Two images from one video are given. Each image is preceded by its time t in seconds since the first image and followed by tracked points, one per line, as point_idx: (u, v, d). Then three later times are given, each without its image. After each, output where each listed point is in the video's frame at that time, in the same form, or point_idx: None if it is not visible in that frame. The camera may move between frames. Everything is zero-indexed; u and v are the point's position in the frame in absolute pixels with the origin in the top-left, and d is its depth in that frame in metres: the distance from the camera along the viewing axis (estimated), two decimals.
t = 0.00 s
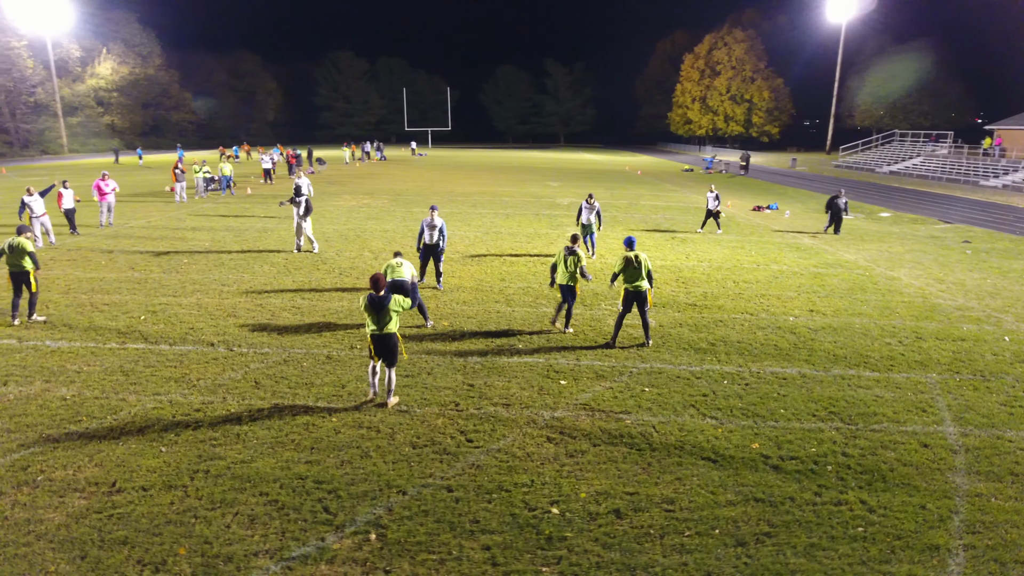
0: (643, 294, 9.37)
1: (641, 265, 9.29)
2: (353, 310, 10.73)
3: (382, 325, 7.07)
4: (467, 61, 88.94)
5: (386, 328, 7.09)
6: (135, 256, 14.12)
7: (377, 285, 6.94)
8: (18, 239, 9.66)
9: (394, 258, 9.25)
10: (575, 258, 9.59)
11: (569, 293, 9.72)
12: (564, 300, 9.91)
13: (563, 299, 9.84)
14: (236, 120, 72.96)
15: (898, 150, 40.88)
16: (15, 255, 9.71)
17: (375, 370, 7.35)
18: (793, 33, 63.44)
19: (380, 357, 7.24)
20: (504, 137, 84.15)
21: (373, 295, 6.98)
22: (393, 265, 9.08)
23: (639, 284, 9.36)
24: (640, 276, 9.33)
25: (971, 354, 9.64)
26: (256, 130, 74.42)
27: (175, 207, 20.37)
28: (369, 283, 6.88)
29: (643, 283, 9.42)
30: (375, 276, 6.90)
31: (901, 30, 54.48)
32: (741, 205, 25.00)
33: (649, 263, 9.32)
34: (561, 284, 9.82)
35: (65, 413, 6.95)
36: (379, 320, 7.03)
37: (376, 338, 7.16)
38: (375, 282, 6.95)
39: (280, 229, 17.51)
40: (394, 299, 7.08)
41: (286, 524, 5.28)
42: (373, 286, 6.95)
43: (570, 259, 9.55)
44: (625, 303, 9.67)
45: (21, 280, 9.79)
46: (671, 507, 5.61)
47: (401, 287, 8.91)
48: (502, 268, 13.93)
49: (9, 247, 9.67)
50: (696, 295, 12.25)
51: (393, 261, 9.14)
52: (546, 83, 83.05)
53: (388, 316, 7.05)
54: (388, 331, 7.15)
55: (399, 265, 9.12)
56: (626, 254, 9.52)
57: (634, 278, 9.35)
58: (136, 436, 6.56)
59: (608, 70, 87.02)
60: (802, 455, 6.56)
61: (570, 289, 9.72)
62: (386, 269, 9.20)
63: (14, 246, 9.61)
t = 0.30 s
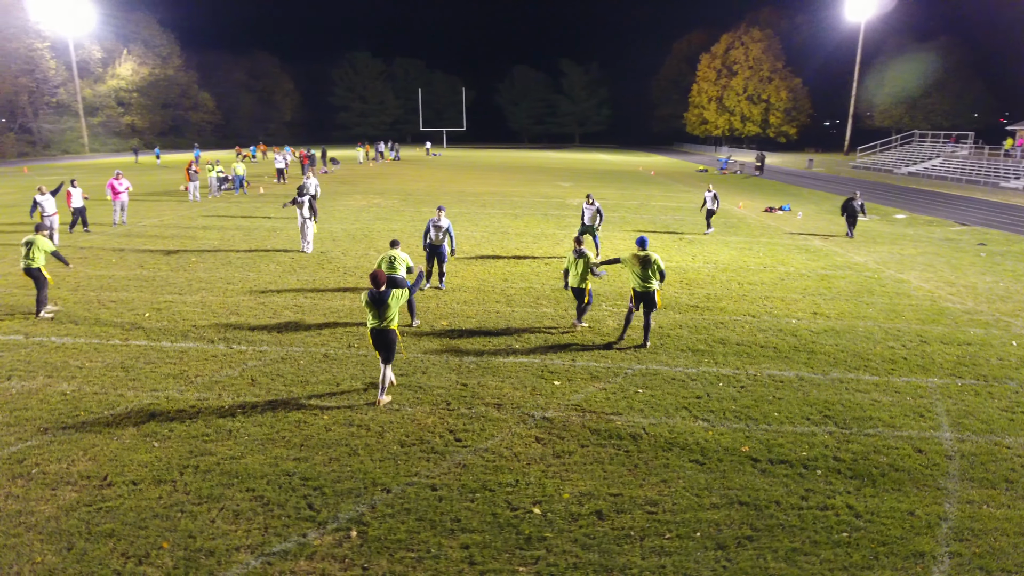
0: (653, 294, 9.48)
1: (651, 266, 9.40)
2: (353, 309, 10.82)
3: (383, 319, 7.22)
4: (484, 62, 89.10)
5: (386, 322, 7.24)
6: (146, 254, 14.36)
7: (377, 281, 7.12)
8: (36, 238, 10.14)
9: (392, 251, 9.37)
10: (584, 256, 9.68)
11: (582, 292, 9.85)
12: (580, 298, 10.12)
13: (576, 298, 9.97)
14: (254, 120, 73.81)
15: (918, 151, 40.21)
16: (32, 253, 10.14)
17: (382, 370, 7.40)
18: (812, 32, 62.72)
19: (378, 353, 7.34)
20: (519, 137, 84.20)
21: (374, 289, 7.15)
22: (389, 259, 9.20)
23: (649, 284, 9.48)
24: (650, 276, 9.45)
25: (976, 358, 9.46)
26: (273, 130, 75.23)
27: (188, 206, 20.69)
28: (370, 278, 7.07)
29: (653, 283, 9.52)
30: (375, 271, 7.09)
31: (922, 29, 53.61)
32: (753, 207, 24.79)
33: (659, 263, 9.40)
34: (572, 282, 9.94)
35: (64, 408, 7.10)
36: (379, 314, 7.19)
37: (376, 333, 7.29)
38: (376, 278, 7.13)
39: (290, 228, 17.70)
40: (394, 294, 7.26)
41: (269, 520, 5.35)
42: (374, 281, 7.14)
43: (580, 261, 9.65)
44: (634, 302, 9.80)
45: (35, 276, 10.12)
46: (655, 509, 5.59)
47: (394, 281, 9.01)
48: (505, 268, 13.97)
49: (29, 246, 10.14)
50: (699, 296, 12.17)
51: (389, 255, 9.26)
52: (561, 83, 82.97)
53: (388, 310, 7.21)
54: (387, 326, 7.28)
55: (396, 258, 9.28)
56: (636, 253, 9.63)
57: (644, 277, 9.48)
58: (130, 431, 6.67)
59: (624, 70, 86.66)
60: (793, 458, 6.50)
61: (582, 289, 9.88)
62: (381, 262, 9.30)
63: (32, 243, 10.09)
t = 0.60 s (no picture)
0: (657, 295, 9.32)
1: (656, 266, 9.31)
2: (356, 308, 10.90)
3: (385, 312, 7.31)
4: (502, 62, 89.16)
5: (389, 315, 7.33)
6: (158, 251, 14.61)
7: (376, 276, 7.18)
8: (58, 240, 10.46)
9: (394, 249, 9.43)
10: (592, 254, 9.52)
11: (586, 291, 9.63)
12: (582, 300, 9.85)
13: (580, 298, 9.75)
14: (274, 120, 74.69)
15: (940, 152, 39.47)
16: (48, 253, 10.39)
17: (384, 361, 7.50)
18: (834, 31, 61.84)
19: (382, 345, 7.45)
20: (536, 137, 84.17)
21: (374, 284, 7.21)
22: (390, 257, 9.27)
23: (654, 285, 9.33)
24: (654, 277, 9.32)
25: (984, 363, 9.27)
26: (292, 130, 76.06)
27: (204, 205, 20.99)
28: (369, 273, 7.13)
29: (659, 285, 9.37)
30: (374, 266, 7.14)
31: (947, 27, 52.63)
32: (768, 208, 24.52)
33: (665, 263, 9.31)
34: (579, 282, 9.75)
35: (65, 402, 7.25)
36: (382, 308, 7.27)
37: (380, 326, 7.38)
38: (374, 273, 7.19)
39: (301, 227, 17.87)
40: (393, 286, 7.32)
41: (256, 515, 5.41)
42: (373, 276, 7.19)
43: (587, 258, 9.43)
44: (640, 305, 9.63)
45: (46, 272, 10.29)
46: (640, 511, 5.56)
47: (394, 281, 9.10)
48: (511, 268, 13.98)
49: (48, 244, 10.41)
50: (704, 298, 12.07)
51: (391, 254, 9.32)
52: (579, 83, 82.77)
53: (389, 303, 7.27)
54: (389, 318, 7.36)
55: (397, 257, 9.33)
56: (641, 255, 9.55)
57: (649, 278, 9.36)
58: (127, 425, 6.79)
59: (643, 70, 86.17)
60: (785, 462, 6.42)
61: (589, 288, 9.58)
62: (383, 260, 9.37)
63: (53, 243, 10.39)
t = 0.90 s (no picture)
0: (663, 294, 9.29)
1: (661, 265, 9.22)
2: (359, 306, 10.97)
3: (388, 304, 7.58)
4: (520, 62, 89.17)
5: (391, 307, 7.59)
6: (170, 249, 14.82)
7: (382, 268, 7.52)
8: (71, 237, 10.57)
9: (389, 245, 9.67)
10: (591, 255, 9.28)
11: (584, 294, 9.41)
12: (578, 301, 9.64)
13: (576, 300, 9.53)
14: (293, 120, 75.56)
15: (964, 153, 38.68)
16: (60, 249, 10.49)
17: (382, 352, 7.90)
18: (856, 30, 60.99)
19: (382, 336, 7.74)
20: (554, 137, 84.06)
21: (379, 276, 7.50)
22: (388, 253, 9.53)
23: (659, 284, 9.30)
24: (659, 276, 9.25)
25: (993, 368, 9.06)
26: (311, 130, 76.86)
27: (218, 204, 21.27)
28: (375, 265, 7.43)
29: (665, 283, 9.30)
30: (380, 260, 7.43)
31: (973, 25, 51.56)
32: (782, 209, 24.22)
33: (671, 261, 9.21)
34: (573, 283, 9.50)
35: (68, 395, 7.40)
36: (385, 299, 7.53)
37: (382, 317, 7.65)
38: (381, 266, 7.52)
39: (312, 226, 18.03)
40: (397, 279, 7.61)
41: (242, 509, 5.46)
42: (380, 269, 7.51)
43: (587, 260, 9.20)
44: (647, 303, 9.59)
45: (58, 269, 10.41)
46: (626, 513, 5.52)
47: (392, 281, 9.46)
48: (517, 268, 13.96)
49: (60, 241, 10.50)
50: (709, 299, 11.96)
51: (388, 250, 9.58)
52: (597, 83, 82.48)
53: (391, 295, 7.53)
54: (390, 310, 7.62)
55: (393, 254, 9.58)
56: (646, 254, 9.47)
57: (655, 277, 9.29)
58: (124, 419, 6.90)
59: (662, 70, 85.63)
60: (778, 466, 6.34)
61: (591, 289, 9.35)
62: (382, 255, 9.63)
63: (66, 241, 10.49)
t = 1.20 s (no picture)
0: (671, 297, 9.03)
1: (669, 267, 8.99)
2: (361, 305, 11.03)
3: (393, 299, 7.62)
4: (537, 62, 89.05)
5: (397, 301, 7.63)
6: (181, 248, 15.03)
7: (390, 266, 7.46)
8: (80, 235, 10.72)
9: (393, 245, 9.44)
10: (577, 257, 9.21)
11: (577, 296, 9.32)
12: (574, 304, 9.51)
13: (569, 303, 9.42)
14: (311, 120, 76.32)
15: (988, 154, 37.90)
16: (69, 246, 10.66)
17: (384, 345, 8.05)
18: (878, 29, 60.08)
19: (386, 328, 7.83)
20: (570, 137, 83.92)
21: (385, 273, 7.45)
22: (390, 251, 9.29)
23: (668, 287, 9.06)
24: (667, 278, 9.01)
25: (1001, 373, 8.84)
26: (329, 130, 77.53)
27: (232, 203, 21.56)
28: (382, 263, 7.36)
29: (673, 286, 9.08)
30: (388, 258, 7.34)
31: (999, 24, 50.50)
32: (797, 210, 23.93)
33: (677, 263, 9.00)
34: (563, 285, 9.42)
35: (69, 389, 7.53)
36: (392, 294, 7.54)
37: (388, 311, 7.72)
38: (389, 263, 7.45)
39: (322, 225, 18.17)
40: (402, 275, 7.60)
41: (229, 504, 5.51)
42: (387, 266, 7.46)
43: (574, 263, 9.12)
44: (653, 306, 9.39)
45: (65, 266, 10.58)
46: (611, 514, 5.48)
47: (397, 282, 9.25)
48: (522, 268, 13.93)
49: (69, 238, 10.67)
50: (714, 300, 11.85)
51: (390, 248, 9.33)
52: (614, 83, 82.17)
53: (398, 291, 7.53)
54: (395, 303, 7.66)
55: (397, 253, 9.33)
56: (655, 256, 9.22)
57: (662, 279, 9.05)
58: (122, 413, 7.01)
59: (680, 70, 85.05)
60: (771, 470, 6.24)
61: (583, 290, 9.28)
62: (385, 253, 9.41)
63: (75, 239, 10.65)
